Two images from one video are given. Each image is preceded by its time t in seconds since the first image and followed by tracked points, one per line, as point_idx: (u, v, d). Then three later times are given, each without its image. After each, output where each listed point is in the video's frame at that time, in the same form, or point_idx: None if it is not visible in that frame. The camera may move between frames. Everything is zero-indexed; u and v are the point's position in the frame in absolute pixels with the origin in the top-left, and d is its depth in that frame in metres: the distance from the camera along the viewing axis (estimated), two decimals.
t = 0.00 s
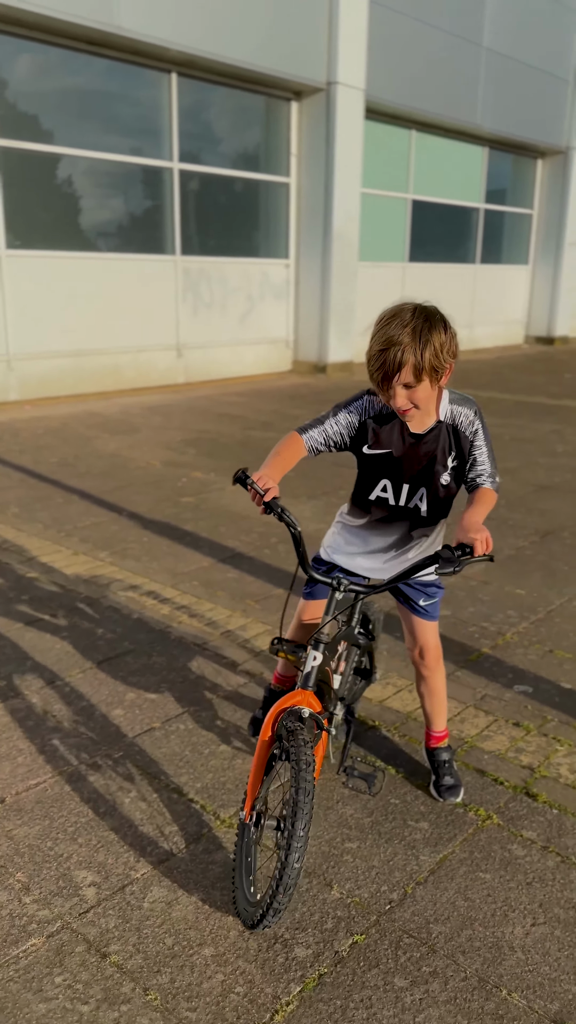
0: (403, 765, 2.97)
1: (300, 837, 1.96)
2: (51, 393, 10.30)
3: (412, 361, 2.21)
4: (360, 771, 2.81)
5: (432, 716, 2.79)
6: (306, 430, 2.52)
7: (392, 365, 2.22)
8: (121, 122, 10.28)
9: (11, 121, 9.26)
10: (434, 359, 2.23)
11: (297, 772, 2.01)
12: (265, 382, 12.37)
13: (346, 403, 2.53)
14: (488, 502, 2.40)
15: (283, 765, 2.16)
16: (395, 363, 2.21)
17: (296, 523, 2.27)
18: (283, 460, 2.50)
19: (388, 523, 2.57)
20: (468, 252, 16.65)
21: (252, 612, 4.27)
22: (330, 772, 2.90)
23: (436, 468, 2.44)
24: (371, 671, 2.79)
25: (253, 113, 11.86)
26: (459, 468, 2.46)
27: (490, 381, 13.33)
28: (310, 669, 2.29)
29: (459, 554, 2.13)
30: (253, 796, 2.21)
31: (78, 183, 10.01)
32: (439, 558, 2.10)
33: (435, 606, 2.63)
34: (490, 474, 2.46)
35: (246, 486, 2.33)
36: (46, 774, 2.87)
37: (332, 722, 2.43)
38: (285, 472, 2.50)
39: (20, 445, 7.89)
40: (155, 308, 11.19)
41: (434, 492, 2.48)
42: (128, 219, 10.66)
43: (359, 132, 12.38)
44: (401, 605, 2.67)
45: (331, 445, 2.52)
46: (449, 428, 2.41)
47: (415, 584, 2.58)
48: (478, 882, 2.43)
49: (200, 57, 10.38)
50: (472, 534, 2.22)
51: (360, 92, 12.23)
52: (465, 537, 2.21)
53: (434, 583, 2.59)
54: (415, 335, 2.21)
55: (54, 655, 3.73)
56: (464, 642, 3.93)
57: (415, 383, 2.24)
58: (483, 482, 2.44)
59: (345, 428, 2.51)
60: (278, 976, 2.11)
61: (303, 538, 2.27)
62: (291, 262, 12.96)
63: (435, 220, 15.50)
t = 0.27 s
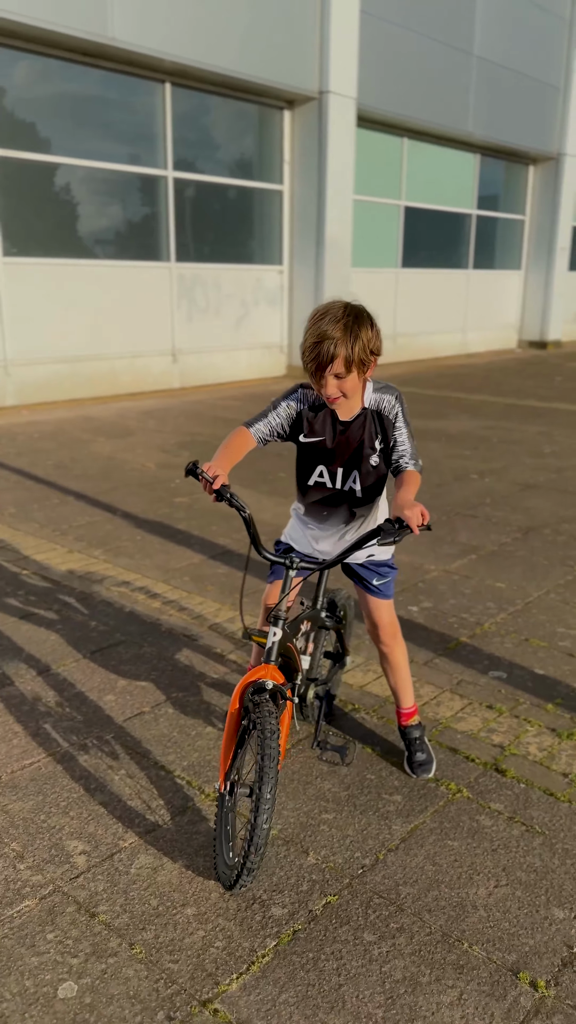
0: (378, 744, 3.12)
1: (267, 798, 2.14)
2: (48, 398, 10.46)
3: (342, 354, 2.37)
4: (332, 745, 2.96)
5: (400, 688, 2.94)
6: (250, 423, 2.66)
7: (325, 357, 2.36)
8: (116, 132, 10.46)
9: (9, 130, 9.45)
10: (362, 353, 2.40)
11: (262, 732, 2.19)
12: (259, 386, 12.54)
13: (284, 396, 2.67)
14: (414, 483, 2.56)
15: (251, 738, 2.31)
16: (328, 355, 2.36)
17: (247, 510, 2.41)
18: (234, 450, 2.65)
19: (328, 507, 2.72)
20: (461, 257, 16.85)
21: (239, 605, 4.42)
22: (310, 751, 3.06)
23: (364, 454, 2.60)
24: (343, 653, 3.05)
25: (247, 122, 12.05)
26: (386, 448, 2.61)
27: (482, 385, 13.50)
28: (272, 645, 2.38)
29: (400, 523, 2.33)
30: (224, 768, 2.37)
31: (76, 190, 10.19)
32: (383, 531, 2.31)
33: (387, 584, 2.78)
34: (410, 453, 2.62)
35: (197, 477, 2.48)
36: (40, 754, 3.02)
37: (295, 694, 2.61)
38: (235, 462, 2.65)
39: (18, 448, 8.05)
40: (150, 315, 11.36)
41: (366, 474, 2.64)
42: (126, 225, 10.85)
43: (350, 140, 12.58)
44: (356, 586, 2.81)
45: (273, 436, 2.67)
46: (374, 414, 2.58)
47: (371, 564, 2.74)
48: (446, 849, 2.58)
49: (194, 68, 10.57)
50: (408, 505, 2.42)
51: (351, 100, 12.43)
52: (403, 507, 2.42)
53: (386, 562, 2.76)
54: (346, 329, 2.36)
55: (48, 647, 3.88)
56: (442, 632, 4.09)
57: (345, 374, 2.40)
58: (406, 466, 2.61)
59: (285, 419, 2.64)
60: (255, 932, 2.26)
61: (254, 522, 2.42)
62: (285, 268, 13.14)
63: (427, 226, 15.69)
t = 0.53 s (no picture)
0: (372, 737, 3.23)
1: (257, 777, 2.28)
2: (49, 405, 10.58)
3: (314, 357, 2.49)
4: (326, 733, 3.12)
5: (381, 679, 3.07)
6: (231, 423, 2.78)
7: (298, 361, 2.48)
8: (115, 142, 10.61)
9: (9, 141, 9.59)
10: (331, 355, 2.52)
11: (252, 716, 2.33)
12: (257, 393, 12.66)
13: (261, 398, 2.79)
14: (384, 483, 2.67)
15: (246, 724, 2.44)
16: (301, 359, 2.47)
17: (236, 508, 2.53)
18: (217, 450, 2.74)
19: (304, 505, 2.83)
20: (457, 264, 16.99)
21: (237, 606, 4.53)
22: (306, 744, 3.16)
23: (335, 453, 2.71)
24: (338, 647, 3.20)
25: (245, 131, 12.20)
26: (355, 447, 2.71)
27: (478, 390, 13.62)
28: (263, 634, 2.50)
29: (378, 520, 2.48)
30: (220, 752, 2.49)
31: (75, 199, 10.33)
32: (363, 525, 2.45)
33: (372, 576, 2.92)
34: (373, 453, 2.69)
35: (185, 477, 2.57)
36: (45, 749, 3.13)
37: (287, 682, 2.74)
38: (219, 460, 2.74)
39: (20, 455, 8.16)
40: (149, 323, 11.48)
41: (338, 472, 2.75)
42: (125, 233, 10.98)
43: (347, 150, 12.74)
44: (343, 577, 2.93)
45: (252, 436, 2.78)
46: (342, 415, 2.68)
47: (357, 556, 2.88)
48: (436, 836, 2.69)
49: (192, 79, 10.72)
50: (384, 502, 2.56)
51: (348, 110, 12.60)
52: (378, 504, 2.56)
53: (370, 555, 2.90)
54: (316, 333, 2.48)
55: (52, 647, 3.99)
56: (435, 631, 4.20)
57: (318, 376, 2.52)
58: (374, 466, 2.69)
59: (263, 419, 2.76)
60: (253, 913, 2.37)
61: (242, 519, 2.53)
62: (283, 277, 13.29)
63: (424, 234, 15.84)
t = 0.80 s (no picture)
0: (380, 733, 3.30)
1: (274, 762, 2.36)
2: (54, 411, 10.68)
3: (320, 360, 2.57)
4: (337, 724, 3.20)
5: (387, 671, 3.19)
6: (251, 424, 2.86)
7: (304, 367, 2.56)
8: (119, 151, 10.71)
9: (14, 151, 9.69)
10: (336, 355, 2.60)
11: (273, 708, 2.40)
12: (260, 399, 12.76)
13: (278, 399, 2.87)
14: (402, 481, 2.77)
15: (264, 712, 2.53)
16: (306, 364, 2.56)
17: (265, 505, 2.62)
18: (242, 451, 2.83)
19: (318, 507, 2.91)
20: (458, 271, 17.11)
21: (245, 607, 4.61)
22: (315, 740, 3.24)
23: (345, 452, 2.80)
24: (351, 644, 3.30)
25: (247, 140, 12.32)
26: (365, 447, 2.79)
27: (479, 396, 13.72)
28: (284, 629, 2.57)
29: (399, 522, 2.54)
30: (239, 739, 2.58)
31: (76, 206, 10.40)
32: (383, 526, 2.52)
33: (387, 578, 3.01)
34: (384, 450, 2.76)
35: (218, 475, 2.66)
36: (60, 745, 3.20)
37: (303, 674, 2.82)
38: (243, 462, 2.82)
39: (26, 461, 8.24)
40: (153, 330, 11.58)
41: (349, 471, 2.83)
42: (126, 241, 11.05)
43: (348, 158, 12.87)
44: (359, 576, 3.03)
45: (271, 436, 2.85)
46: (351, 416, 2.76)
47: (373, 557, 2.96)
48: (444, 826, 2.76)
49: (194, 88, 10.84)
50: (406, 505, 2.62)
51: (349, 119, 12.73)
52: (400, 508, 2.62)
53: (386, 556, 2.98)
54: (318, 338, 2.56)
55: (64, 646, 4.06)
56: (440, 630, 4.28)
57: (325, 377, 2.61)
58: (389, 463, 2.77)
59: (282, 419, 2.84)
60: (267, 900, 2.44)
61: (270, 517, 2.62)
62: (285, 284, 13.40)
63: (425, 241, 15.96)
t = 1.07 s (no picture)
0: (396, 730, 3.38)
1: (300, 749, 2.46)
2: (62, 418, 10.78)
3: (345, 360, 2.67)
4: (358, 716, 3.34)
5: (416, 671, 3.28)
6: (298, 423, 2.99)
7: (329, 368, 2.68)
8: (126, 161, 10.83)
9: (23, 161, 9.81)
10: (365, 355, 2.69)
11: (300, 696, 2.51)
12: (265, 406, 12.85)
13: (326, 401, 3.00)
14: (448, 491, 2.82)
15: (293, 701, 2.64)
16: (332, 365, 2.68)
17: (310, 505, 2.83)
18: (289, 451, 2.98)
19: (354, 507, 2.99)
20: (461, 279, 17.23)
21: (259, 609, 4.69)
22: (333, 737, 3.32)
23: (386, 455, 2.88)
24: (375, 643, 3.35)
25: (252, 150, 12.45)
26: (406, 452, 2.88)
27: (482, 402, 13.79)
28: (318, 624, 2.72)
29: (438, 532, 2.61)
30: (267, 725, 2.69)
31: (79, 215, 10.45)
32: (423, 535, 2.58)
33: (417, 582, 3.10)
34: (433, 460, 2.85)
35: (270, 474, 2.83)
36: (83, 742, 3.27)
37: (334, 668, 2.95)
38: (288, 461, 2.97)
39: (37, 467, 8.33)
40: (159, 338, 11.69)
41: (388, 474, 2.91)
42: (127, 250, 11.10)
43: (353, 168, 13.00)
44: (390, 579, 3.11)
45: (316, 436, 2.98)
46: (396, 421, 2.84)
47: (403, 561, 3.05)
48: (460, 820, 2.83)
49: (201, 99, 10.97)
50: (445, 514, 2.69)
51: (353, 129, 12.86)
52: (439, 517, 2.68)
53: (418, 563, 3.07)
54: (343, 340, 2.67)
55: (83, 647, 4.14)
56: (452, 632, 4.35)
57: (353, 377, 2.70)
58: (436, 472, 2.85)
59: (327, 420, 2.96)
60: (291, 890, 2.51)
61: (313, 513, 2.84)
62: (290, 292, 13.51)
63: (428, 249, 16.07)
